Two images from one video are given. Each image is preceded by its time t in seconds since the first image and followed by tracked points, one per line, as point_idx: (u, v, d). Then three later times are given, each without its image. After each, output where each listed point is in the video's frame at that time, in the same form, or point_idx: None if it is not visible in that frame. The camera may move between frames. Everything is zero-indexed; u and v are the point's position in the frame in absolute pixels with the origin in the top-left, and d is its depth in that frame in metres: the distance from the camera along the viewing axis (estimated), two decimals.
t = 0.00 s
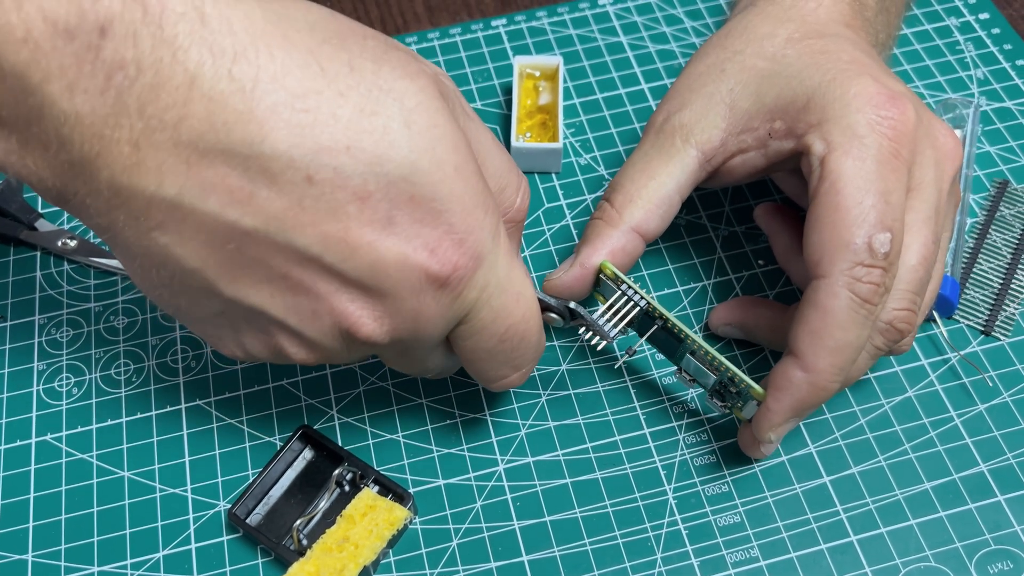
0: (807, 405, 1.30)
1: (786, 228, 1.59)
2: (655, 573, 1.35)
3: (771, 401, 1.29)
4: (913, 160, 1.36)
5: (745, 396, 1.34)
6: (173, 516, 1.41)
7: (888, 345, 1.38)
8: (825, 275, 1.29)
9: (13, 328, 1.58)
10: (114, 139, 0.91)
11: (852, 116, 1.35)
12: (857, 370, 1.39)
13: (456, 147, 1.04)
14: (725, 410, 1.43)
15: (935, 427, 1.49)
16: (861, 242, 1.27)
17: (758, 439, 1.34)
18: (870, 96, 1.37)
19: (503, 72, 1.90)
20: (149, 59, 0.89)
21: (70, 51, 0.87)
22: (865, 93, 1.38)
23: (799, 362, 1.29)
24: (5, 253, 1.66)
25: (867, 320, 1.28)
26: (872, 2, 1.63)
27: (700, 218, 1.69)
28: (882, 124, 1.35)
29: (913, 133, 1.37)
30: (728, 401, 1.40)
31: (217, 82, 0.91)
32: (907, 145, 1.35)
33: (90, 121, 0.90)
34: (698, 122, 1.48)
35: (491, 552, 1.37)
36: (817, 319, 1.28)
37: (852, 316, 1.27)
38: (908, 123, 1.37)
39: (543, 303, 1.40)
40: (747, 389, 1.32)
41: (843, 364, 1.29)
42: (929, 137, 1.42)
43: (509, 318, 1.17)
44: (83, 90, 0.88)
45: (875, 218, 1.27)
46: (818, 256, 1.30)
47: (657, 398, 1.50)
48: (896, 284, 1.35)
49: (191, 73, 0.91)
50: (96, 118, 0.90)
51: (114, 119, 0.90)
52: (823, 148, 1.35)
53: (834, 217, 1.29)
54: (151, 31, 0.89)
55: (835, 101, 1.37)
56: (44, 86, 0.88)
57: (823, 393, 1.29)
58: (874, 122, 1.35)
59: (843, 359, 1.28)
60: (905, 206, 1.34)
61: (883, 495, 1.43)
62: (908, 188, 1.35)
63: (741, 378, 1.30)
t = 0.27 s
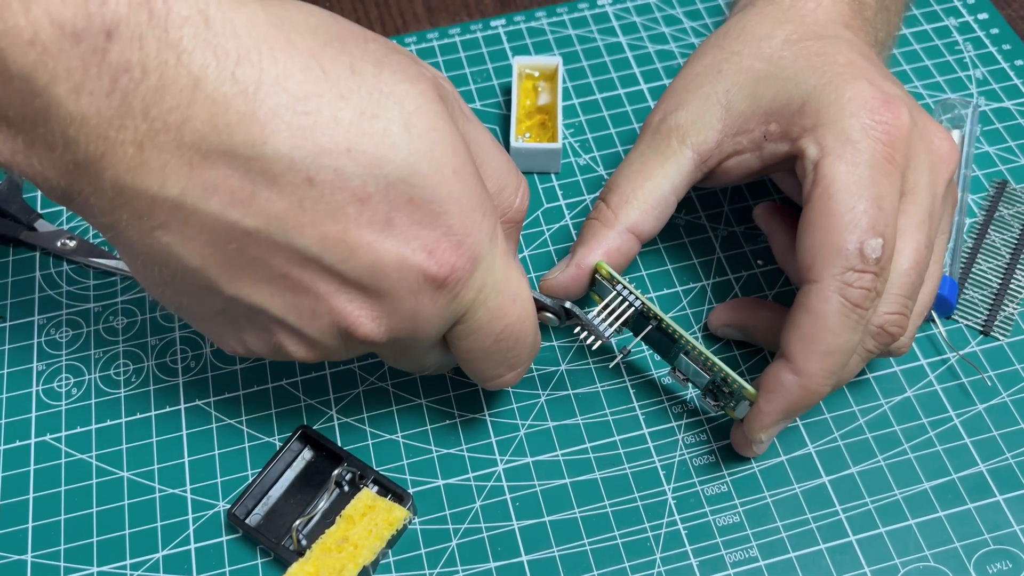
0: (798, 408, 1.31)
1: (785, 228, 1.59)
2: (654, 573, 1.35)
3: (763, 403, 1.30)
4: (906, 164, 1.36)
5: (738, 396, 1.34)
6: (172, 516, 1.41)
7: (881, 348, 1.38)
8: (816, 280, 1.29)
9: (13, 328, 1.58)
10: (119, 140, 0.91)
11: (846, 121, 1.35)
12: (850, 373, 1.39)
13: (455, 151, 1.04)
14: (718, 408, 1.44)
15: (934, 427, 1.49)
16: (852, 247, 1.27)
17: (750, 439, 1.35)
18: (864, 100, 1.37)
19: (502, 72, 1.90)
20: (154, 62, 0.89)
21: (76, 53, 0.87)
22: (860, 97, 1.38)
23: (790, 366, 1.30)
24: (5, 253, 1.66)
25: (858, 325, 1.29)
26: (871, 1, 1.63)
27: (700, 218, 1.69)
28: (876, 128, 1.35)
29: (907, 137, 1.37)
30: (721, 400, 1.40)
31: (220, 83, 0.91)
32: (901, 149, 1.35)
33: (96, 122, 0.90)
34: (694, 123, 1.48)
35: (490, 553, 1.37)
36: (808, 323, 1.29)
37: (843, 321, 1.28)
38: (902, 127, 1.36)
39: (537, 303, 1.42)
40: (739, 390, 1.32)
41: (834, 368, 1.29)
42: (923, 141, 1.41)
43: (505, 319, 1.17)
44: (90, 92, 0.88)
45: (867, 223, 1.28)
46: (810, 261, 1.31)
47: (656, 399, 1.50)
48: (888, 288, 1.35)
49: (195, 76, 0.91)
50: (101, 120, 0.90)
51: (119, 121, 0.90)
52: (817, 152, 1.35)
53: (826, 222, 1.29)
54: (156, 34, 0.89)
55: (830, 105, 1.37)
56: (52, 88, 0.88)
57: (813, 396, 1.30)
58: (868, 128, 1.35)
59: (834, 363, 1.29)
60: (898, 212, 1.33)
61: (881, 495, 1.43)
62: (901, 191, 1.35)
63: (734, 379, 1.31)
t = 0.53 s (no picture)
0: (794, 409, 1.31)
1: (785, 228, 1.59)
2: (654, 573, 1.35)
3: (758, 404, 1.30)
4: (902, 165, 1.36)
5: (735, 398, 1.34)
6: (172, 517, 1.40)
7: (878, 349, 1.38)
8: (811, 282, 1.29)
9: (13, 329, 1.58)
10: (120, 145, 0.91)
11: (841, 122, 1.35)
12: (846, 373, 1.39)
13: (453, 156, 1.04)
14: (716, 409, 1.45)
15: (934, 428, 1.49)
16: (847, 249, 1.27)
17: (746, 439, 1.36)
18: (859, 102, 1.37)
19: (502, 73, 1.90)
20: (155, 68, 0.89)
21: (78, 59, 0.87)
22: (855, 98, 1.38)
23: (786, 367, 1.30)
24: (4, 254, 1.66)
25: (853, 326, 1.29)
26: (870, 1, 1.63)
27: (699, 218, 1.69)
28: (870, 130, 1.35)
29: (902, 138, 1.37)
30: (718, 401, 1.40)
31: (220, 88, 0.92)
32: (896, 151, 1.35)
33: (97, 127, 0.90)
34: (690, 125, 1.48)
35: (490, 553, 1.37)
36: (804, 325, 1.29)
37: (838, 323, 1.28)
38: (897, 129, 1.36)
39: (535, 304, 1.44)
40: (736, 391, 1.32)
41: (830, 369, 1.29)
42: (920, 143, 1.41)
43: (503, 320, 1.17)
44: (91, 97, 0.89)
45: (861, 225, 1.28)
46: (805, 262, 1.31)
47: (656, 399, 1.50)
48: (883, 290, 1.35)
49: (196, 81, 0.91)
50: (103, 125, 0.90)
51: (120, 126, 0.90)
52: (812, 154, 1.35)
53: (821, 224, 1.29)
54: (157, 41, 0.89)
55: (825, 106, 1.37)
56: (53, 94, 0.88)
57: (809, 398, 1.30)
58: (862, 129, 1.35)
59: (830, 365, 1.29)
60: (893, 213, 1.33)
61: (881, 495, 1.43)
62: (896, 193, 1.35)
63: (730, 381, 1.30)
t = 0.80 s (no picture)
0: (794, 409, 1.31)
1: (784, 228, 1.59)
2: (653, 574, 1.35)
3: (758, 405, 1.31)
4: (901, 165, 1.36)
5: (734, 398, 1.35)
6: (172, 518, 1.40)
7: (877, 349, 1.38)
8: (811, 283, 1.29)
9: (12, 330, 1.58)
10: (123, 144, 0.91)
11: (840, 123, 1.35)
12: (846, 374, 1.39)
13: (454, 157, 1.04)
14: (715, 411, 1.45)
15: (934, 428, 1.49)
16: (847, 249, 1.27)
17: (746, 440, 1.36)
18: (859, 102, 1.37)
19: (502, 73, 1.90)
20: (159, 67, 0.89)
21: (83, 58, 0.87)
22: (854, 98, 1.38)
23: (786, 368, 1.30)
24: (4, 255, 1.66)
25: (853, 327, 1.29)
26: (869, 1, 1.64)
27: (699, 219, 1.69)
28: (869, 130, 1.35)
29: (901, 138, 1.37)
30: (718, 402, 1.40)
31: (223, 88, 0.92)
32: (895, 150, 1.35)
33: (101, 126, 0.90)
34: (690, 125, 1.48)
35: (490, 553, 1.37)
36: (804, 326, 1.29)
37: (838, 323, 1.28)
38: (896, 129, 1.36)
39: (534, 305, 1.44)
40: (735, 391, 1.33)
41: (830, 369, 1.30)
42: (919, 142, 1.42)
43: (503, 321, 1.17)
44: (96, 96, 0.89)
45: (861, 225, 1.28)
46: (805, 263, 1.31)
47: (655, 400, 1.50)
48: (883, 290, 1.35)
49: (199, 81, 0.91)
50: (108, 124, 0.90)
51: (124, 125, 0.90)
52: (811, 154, 1.35)
53: (821, 225, 1.29)
54: (162, 40, 0.90)
55: (824, 107, 1.38)
56: (58, 93, 0.88)
57: (809, 398, 1.30)
58: (862, 129, 1.35)
59: (830, 365, 1.29)
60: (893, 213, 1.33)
61: (881, 495, 1.43)
62: (896, 193, 1.35)
63: (731, 381, 1.31)
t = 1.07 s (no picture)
0: (789, 408, 1.31)
1: (784, 229, 1.60)
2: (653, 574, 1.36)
3: (755, 402, 1.30)
4: (897, 164, 1.36)
5: (730, 395, 1.35)
6: (171, 519, 1.40)
7: (872, 347, 1.38)
8: (806, 282, 1.29)
9: (12, 331, 1.58)
10: (130, 146, 0.91)
11: (836, 122, 1.36)
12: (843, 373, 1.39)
13: (455, 160, 1.04)
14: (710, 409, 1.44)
15: (933, 427, 1.49)
16: (843, 248, 1.27)
17: (741, 438, 1.36)
18: (855, 101, 1.37)
19: (501, 74, 1.90)
20: (166, 71, 0.90)
21: (92, 63, 0.87)
22: (850, 97, 1.38)
23: (781, 366, 1.30)
24: (4, 256, 1.66)
25: (848, 325, 1.29)
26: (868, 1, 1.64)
27: (698, 219, 1.69)
28: (865, 129, 1.35)
29: (898, 136, 1.37)
30: (713, 400, 1.41)
31: (229, 92, 0.92)
32: (890, 149, 1.35)
33: (109, 129, 0.90)
34: (687, 124, 1.48)
35: (490, 554, 1.37)
36: (799, 325, 1.29)
37: (834, 322, 1.28)
38: (892, 128, 1.36)
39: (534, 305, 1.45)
40: (732, 388, 1.33)
41: (825, 368, 1.30)
42: (915, 141, 1.42)
43: (502, 321, 1.17)
44: (105, 100, 0.89)
45: (857, 224, 1.28)
46: (801, 261, 1.31)
47: (655, 400, 1.50)
48: (879, 289, 1.36)
49: (205, 85, 0.91)
50: (115, 127, 0.90)
51: (132, 128, 0.90)
52: (807, 153, 1.36)
53: (816, 224, 1.29)
54: (170, 44, 0.90)
55: (820, 106, 1.38)
56: (67, 96, 0.88)
57: (805, 397, 1.30)
58: (858, 128, 1.35)
59: (825, 364, 1.29)
60: (889, 212, 1.33)
61: (880, 495, 1.43)
62: (892, 192, 1.35)
63: (727, 377, 1.31)
